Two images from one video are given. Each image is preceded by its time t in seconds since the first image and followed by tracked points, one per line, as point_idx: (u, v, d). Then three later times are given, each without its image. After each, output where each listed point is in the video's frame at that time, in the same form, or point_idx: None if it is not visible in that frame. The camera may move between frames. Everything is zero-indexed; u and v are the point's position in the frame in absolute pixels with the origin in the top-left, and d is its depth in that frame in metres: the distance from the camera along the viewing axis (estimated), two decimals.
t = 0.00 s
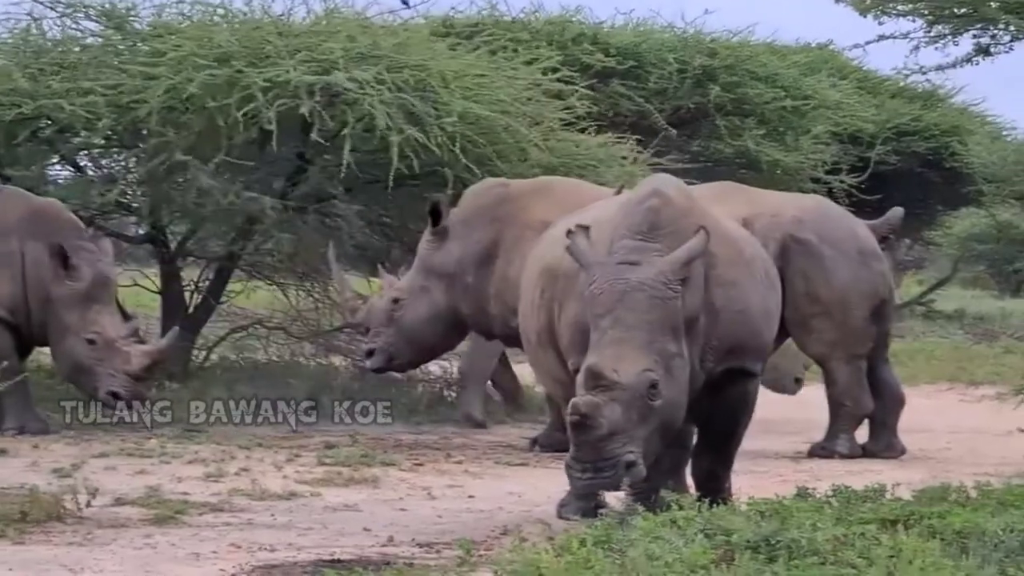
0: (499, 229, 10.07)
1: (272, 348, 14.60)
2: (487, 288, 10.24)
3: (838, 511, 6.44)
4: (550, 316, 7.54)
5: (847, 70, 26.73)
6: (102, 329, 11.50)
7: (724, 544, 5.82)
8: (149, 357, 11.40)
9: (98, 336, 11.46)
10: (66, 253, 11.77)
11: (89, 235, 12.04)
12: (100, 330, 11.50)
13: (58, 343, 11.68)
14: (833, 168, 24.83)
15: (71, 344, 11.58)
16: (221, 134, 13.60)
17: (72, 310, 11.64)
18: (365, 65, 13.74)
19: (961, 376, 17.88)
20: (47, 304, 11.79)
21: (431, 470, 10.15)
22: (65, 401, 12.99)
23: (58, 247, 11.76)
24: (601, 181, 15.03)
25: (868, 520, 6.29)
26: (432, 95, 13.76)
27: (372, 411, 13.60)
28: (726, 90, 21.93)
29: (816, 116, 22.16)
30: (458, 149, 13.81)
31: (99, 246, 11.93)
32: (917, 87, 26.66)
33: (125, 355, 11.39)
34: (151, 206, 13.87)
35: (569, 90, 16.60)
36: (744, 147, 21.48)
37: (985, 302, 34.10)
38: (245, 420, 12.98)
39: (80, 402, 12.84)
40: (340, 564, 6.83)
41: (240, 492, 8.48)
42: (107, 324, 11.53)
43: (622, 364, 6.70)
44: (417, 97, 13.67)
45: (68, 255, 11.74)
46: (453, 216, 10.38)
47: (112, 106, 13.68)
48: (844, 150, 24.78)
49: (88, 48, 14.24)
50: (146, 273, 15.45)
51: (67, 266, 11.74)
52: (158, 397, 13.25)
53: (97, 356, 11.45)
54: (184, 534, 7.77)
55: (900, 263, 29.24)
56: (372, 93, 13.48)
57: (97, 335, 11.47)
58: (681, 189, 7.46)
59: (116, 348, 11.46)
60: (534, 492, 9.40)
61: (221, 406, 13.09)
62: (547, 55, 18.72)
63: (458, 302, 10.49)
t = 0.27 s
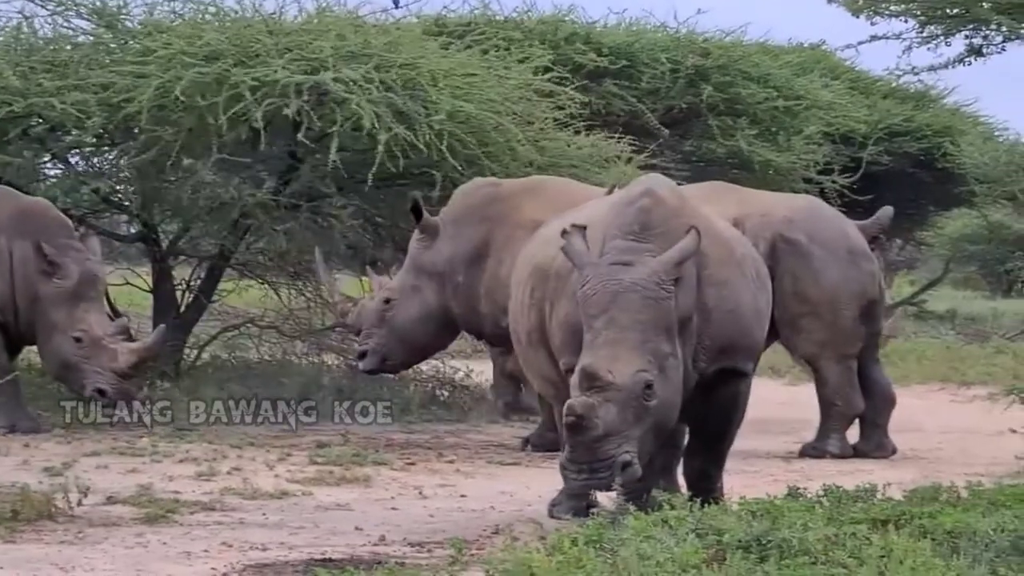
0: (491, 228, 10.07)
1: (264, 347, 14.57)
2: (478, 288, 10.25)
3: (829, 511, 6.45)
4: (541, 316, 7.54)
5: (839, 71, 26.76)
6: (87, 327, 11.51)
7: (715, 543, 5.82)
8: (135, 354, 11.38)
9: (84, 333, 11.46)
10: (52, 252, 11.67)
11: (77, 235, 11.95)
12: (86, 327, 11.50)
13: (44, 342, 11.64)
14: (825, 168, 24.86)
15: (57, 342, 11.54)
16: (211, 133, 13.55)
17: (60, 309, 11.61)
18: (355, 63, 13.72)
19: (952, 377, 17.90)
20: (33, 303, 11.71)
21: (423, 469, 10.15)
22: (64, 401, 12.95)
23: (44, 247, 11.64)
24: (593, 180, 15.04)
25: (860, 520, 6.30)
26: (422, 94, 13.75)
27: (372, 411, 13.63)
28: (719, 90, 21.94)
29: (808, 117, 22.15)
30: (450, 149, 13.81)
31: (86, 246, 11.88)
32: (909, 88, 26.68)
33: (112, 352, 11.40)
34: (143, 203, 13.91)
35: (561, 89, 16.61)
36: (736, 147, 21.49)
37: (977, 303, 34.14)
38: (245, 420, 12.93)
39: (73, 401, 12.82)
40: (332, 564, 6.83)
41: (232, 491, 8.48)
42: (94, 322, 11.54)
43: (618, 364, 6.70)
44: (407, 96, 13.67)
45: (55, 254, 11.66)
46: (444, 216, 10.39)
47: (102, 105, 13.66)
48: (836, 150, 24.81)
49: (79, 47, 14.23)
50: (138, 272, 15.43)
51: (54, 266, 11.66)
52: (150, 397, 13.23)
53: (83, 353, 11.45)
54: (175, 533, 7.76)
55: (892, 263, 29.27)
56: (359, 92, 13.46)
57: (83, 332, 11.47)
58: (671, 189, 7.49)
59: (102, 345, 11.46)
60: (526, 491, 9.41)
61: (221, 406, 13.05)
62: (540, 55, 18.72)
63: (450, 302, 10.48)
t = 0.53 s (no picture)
0: (486, 226, 10.05)
1: (260, 345, 14.65)
2: (472, 285, 10.24)
3: (824, 510, 6.45)
4: (536, 315, 7.55)
5: (834, 69, 26.76)
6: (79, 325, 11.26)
7: (710, 542, 5.82)
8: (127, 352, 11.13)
9: (77, 331, 11.22)
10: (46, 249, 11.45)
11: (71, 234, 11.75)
12: (78, 325, 11.28)
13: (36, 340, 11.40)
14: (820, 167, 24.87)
15: (50, 340, 11.32)
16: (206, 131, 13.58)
17: (52, 306, 11.37)
18: (351, 62, 13.71)
19: (947, 376, 17.91)
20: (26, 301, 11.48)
21: (418, 468, 10.15)
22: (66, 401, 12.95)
23: (37, 244, 11.41)
24: (588, 179, 15.04)
25: (855, 519, 6.31)
26: (418, 93, 13.74)
27: (371, 411, 13.54)
28: (714, 88, 21.94)
29: (804, 115, 22.05)
30: (445, 147, 13.80)
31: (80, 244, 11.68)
32: (904, 87, 26.69)
33: (106, 350, 11.15)
34: (138, 202, 13.91)
35: (557, 88, 16.61)
36: (732, 146, 21.49)
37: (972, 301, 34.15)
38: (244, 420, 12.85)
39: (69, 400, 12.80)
40: (327, 562, 6.83)
41: (227, 490, 8.48)
42: (86, 320, 11.31)
43: (616, 364, 6.69)
44: (403, 95, 13.66)
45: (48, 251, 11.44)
46: (439, 213, 10.41)
47: (98, 103, 13.66)
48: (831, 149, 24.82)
49: (75, 45, 14.23)
50: (133, 270, 15.42)
51: (47, 263, 11.42)
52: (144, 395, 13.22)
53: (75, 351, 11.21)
54: (170, 532, 7.76)
55: (887, 261, 29.28)
56: (355, 91, 13.44)
57: (75, 330, 11.23)
58: (667, 186, 7.51)
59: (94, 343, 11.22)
60: (521, 490, 9.41)
61: (221, 406, 12.99)
62: (536, 54, 18.71)
63: (445, 299, 10.50)
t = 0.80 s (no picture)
0: (481, 224, 10.04)
1: (255, 344, 14.60)
2: (467, 283, 10.23)
3: (819, 509, 6.46)
4: (530, 313, 7.55)
5: (829, 68, 26.77)
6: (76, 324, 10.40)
7: (705, 541, 5.83)
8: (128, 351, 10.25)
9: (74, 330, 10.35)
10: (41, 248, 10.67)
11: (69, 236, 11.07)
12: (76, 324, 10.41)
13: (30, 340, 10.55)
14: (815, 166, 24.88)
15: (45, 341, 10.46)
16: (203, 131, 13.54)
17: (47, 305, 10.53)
18: (348, 61, 13.72)
19: (942, 374, 17.92)
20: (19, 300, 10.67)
21: (413, 467, 10.15)
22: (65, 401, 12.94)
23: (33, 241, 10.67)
24: (583, 178, 15.04)
25: (849, 518, 6.31)
26: (414, 92, 13.73)
27: (372, 410, 13.55)
28: (709, 87, 21.93)
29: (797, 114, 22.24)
30: (440, 146, 13.80)
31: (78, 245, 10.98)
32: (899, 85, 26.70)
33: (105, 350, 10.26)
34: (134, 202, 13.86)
35: (551, 88, 16.62)
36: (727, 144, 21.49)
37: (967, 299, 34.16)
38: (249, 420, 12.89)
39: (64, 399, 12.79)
40: (322, 561, 6.83)
41: (223, 489, 8.47)
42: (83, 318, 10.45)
43: (616, 364, 6.70)
44: (399, 94, 13.65)
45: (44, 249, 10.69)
46: (434, 208, 10.40)
47: (93, 103, 13.65)
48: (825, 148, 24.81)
49: (70, 44, 14.23)
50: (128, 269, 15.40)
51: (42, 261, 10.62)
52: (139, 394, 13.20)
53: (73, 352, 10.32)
54: (165, 531, 7.75)
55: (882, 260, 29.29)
56: (354, 90, 13.44)
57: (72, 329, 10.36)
58: (663, 185, 7.50)
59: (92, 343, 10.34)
60: (516, 489, 9.41)
61: (222, 406, 13.02)
62: (531, 53, 18.70)
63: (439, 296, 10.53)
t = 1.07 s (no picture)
0: (470, 220, 10.02)
1: (244, 342, 14.58)
2: (456, 279, 10.22)
3: (808, 507, 6.46)
4: (520, 311, 7.56)
5: (818, 67, 26.78)
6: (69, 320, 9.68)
7: (695, 539, 5.82)
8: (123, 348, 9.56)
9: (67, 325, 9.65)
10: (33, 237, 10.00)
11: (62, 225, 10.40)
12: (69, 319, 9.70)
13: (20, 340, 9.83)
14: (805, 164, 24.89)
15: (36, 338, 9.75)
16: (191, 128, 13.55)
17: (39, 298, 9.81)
18: (336, 58, 13.71)
19: (931, 372, 17.95)
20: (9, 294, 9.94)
21: (403, 465, 10.14)
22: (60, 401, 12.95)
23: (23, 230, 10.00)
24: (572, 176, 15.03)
25: (839, 516, 6.32)
26: (403, 90, 13.70)
27: (372, 410, 13.51)
28: (699, 86, 21.90)
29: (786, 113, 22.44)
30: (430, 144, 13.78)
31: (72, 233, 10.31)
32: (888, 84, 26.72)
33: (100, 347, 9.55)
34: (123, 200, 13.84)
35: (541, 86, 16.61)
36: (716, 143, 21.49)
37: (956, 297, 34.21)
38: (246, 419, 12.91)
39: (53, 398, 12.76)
40: (311, 559, 6.81)
41: (212, 488, 8.44)
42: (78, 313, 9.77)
43: (612, 362, 6.68)
44: (388, 91, 13.63)
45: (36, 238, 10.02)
46: (423, 205, 10.38)
47: (83, 100, 13.62)
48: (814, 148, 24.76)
49: (59, 41, 14.20)
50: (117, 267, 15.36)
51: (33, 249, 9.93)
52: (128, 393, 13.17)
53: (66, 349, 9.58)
54: (154, 530, 7.73)
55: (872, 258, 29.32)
56: (342, 87, 13.41)
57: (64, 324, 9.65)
58: (652, 182, 7.51)
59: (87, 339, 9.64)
60: (505, 487, 9.41)
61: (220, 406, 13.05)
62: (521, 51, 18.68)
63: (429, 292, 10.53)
